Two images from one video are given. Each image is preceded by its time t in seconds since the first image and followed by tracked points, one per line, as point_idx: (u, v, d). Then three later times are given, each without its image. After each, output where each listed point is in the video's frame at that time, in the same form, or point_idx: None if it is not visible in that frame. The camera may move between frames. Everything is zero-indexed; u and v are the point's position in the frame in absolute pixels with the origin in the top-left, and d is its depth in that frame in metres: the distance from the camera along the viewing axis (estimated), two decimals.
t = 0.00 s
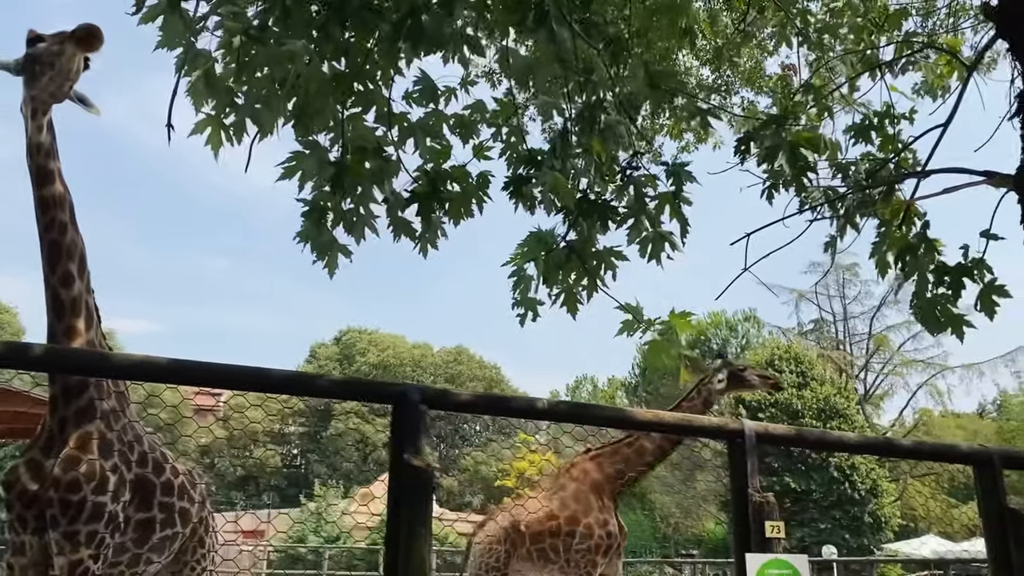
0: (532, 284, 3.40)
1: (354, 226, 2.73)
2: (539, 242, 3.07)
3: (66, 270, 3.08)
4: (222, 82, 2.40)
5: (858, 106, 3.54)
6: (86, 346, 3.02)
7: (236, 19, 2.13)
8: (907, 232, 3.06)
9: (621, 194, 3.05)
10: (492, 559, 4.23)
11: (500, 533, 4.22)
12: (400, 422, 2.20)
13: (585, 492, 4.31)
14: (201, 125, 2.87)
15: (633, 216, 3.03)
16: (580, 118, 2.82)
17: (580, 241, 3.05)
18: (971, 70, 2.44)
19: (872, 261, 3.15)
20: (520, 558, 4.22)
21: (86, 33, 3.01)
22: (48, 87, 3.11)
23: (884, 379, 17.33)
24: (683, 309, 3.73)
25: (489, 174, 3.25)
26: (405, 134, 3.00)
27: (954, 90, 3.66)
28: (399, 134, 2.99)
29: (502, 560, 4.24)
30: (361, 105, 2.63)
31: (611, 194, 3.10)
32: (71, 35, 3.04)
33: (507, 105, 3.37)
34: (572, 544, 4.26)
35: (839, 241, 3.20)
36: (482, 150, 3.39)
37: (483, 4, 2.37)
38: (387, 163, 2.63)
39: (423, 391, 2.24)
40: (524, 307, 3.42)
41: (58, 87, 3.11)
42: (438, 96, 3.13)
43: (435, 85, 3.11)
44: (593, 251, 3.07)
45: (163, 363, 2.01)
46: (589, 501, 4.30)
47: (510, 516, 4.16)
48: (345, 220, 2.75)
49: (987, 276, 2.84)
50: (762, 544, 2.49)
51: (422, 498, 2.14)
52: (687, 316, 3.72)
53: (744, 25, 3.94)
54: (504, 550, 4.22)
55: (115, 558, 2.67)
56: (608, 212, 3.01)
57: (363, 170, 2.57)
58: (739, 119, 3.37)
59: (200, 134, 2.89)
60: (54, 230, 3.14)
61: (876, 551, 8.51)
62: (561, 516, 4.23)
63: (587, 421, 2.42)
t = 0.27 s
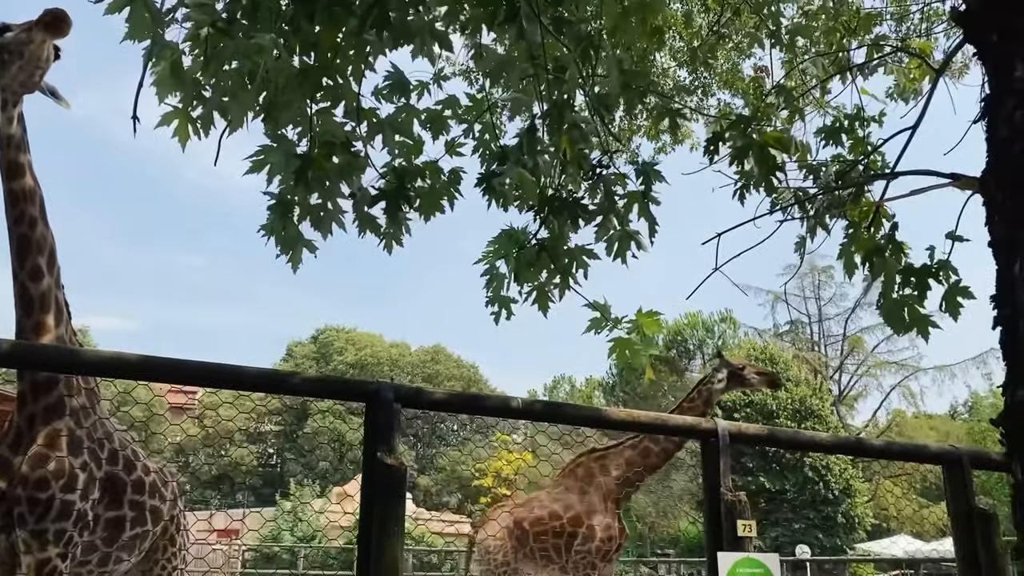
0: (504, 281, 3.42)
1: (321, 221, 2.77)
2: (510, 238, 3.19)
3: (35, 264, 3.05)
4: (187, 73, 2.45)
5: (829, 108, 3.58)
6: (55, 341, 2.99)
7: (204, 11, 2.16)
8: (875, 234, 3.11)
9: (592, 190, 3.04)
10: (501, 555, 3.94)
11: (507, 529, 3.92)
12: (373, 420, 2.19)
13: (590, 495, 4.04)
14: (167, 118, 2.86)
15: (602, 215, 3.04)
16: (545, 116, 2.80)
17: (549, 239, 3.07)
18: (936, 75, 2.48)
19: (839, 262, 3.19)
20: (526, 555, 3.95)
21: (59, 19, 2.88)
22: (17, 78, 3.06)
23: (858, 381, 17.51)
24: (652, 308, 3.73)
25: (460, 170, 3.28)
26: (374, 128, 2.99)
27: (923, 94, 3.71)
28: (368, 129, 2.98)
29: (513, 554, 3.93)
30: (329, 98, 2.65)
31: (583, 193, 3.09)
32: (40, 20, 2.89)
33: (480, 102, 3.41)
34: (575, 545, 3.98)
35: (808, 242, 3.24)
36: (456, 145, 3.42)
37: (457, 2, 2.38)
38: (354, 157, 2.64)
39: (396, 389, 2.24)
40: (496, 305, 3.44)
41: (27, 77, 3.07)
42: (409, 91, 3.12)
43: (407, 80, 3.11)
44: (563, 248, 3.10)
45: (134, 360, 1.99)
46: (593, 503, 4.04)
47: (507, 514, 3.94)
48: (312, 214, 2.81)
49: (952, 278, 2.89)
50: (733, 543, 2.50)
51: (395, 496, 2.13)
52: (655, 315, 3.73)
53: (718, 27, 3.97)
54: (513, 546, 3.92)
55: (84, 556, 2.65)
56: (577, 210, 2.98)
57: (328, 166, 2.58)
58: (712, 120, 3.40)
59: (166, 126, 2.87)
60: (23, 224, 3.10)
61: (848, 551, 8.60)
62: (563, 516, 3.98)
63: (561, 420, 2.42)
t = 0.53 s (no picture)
0: (482, 279, 3.41)
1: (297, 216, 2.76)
2: (489, 236, 3.19)
3: (7, 258, 3.00)
4: (164, 68, 2.46)
5: (805, 109, 3.61)
6: (27, 335, 2.95)
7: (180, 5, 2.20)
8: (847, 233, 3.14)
9: (570, 187, 3.04)
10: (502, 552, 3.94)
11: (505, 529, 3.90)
12: (350, 417, 2.19)
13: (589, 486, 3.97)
14: (141, 111, 2.84)
15: (580, 212, 3.05)
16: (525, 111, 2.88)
17: (526, 236, 3.06)
18: (908, 78, 2.52)
19: (812, 261, 3.22)
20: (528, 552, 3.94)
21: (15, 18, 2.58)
22: None
23: (834, 380, 17.66)
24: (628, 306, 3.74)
25: (438, 167, 3.30)
26: (350, 124, 2.99)
27: (897, 96, 3.75)
28: (345, 125, 2.98)
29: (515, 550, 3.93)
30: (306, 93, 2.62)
31: (561, 190, 3.10)
32: None
33: (458, 100, 3.43)
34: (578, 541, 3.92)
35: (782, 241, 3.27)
36: (434, 142, 3.43)
37: None
38: (331, 152, 2.61)
39: (373, 387, 2.24)
40: (473, 303, 3.44)
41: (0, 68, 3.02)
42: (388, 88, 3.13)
43: (386, 77, 3.12)
44: (540, 245, 3.10)
45: (107, 355, 1.97)
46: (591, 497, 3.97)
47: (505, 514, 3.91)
48: (289, 210, 2.82)
49: (922, 277, 2.92)
50: (708, 540, 2.52)
51: (371, 494, 2.13)
52: (632, 314, 3.75)
53: (696, 27, 3.99)
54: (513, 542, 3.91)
55: (56, 553, 2.62)
56: (557, 207, 2.96)
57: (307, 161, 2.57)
58: (689, 119, 3.42)
59: (140, 120, 2.85)
60: None
61: (823, 548, 8.68)
62: (561, 513, 3.93)
63: (538, 418, 2.43)
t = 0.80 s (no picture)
0: (464, 273, 3.42)
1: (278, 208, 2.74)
2: (471, 230, 3.19)
3: None
4: (144, 56, 2.44)
5: (785, 106, 3.64)
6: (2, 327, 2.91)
7: None
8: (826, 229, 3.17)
9: (553, 181, 3.05)
10: (506, 552, 3.87)
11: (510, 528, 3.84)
12: (329, 410, 2.18)
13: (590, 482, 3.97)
14: (121, 100, 2.81)
15: (562, 207, 3.06)
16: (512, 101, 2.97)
17: (508, 230, 3.07)
18: (885, 76, 2.54)
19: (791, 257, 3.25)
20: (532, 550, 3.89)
21: None
22: None
23: (812, 376, 17.81)
24: (608, 300, 3.76)
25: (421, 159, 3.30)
26: (332, 116, 2.98)
27: (876, 94, 3.78)
28: (328, 116, 2.97)
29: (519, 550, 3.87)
30: (289, 84, 2.61)
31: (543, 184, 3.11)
32: None
33: (440, 93, 3.42)
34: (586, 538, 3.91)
35: (762, 237, 3.29)
36: (417, 135, 3.43)
37: None
38: (313, 142, 2.60)
39: (353, 380, 2.23)
40: (454, 296, 3.44)
41: None
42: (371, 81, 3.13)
43: (368, 69, 3.11)
44: (522, 239, 3.10)
45: (84, 347, 1.95)
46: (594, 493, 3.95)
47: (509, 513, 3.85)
48: (268, 201, 2.81)
49: (898, 274, 2.96)
50: (687, 534, 2.53)
51: (350, 488, 2.13)
52: (612, 308, 3.76)
53: (678, 24, 4.01)
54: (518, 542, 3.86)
55: (31, 547, 2.61)
56: (539, 201, 2.97)
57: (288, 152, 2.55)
58: (670, 115, 3.43)
59: (119, 109, 2.82)
60: None
61: (799, 543, 8.77)
62: (566, 510, 3.91)
63: (518, 411, 2.43)
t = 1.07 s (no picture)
0: (444, 265, 3.41)
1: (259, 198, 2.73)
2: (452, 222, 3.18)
3: None
4: (123, 44, 2.41)
5: (767, 101, 3.65)
6: None
7: None
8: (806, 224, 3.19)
9: (535, 174, 3.05)
10: (511, 542, 4.06)
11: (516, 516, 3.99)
12: (310, 402, 2.17)
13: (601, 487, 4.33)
14: (100, 89, 2.78)
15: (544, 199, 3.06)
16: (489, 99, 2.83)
17: (490, 222, 3.06)
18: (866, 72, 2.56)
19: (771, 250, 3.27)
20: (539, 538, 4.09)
21: None
22: None
23: (791, 370, 17.96)
24: (591, 293, 3.77)
25: (403, 150, 3.29)
26: (314, 106, 2.96)
27: (856, 90, 3.81)
28: (309, 106, 2.95)
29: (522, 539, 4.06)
30: (270, 74, 2.60)
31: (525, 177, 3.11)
32: None
33: (423, 84, 3.41)
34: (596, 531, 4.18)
35: (742, 231, 3.31)
36: (400, 126, 3.42)
37: None
38: (295, 133, 2.58)
39: (334, 372, 2.22)
40: (434, 288, 3.43)
41: None
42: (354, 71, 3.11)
43: (351, 59, 3.09)
44: (505, 232, 3.10)
45: (62, 338, 1.93)
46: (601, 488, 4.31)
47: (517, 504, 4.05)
48: (250, 191, 2.78)
49: (876, 268, 2.99)
50: (666, 526, 2.55)
51: (331, 480, 2.12)
52: (595, 301, 3.77)
53: (661, 18, 4.01)
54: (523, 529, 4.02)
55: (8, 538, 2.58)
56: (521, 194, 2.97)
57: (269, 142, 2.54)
58: (653, 108, 3.44)
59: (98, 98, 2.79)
60: None
61: (778, 535, 8.85)
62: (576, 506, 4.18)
63: (500, 404, 2.44)
